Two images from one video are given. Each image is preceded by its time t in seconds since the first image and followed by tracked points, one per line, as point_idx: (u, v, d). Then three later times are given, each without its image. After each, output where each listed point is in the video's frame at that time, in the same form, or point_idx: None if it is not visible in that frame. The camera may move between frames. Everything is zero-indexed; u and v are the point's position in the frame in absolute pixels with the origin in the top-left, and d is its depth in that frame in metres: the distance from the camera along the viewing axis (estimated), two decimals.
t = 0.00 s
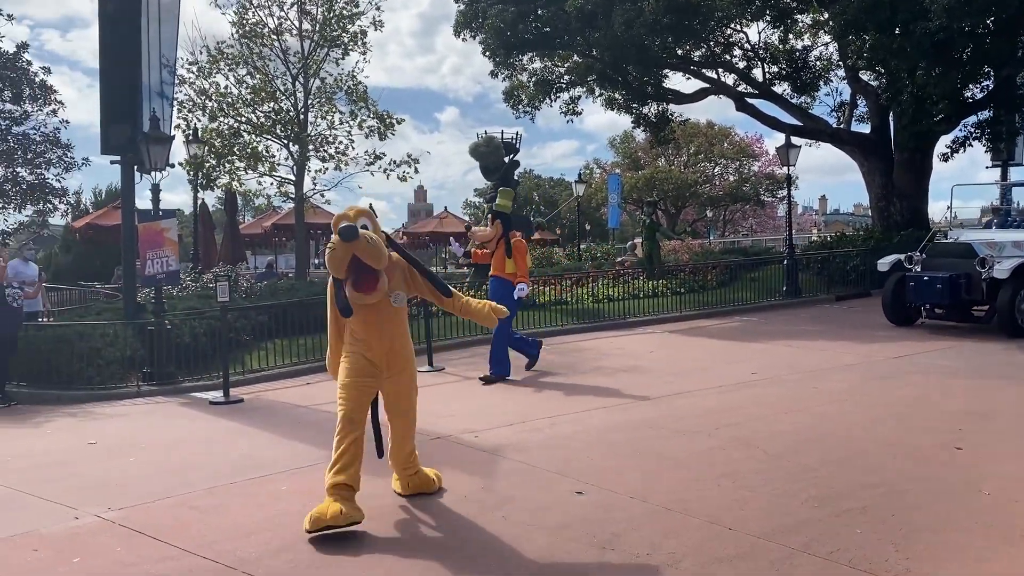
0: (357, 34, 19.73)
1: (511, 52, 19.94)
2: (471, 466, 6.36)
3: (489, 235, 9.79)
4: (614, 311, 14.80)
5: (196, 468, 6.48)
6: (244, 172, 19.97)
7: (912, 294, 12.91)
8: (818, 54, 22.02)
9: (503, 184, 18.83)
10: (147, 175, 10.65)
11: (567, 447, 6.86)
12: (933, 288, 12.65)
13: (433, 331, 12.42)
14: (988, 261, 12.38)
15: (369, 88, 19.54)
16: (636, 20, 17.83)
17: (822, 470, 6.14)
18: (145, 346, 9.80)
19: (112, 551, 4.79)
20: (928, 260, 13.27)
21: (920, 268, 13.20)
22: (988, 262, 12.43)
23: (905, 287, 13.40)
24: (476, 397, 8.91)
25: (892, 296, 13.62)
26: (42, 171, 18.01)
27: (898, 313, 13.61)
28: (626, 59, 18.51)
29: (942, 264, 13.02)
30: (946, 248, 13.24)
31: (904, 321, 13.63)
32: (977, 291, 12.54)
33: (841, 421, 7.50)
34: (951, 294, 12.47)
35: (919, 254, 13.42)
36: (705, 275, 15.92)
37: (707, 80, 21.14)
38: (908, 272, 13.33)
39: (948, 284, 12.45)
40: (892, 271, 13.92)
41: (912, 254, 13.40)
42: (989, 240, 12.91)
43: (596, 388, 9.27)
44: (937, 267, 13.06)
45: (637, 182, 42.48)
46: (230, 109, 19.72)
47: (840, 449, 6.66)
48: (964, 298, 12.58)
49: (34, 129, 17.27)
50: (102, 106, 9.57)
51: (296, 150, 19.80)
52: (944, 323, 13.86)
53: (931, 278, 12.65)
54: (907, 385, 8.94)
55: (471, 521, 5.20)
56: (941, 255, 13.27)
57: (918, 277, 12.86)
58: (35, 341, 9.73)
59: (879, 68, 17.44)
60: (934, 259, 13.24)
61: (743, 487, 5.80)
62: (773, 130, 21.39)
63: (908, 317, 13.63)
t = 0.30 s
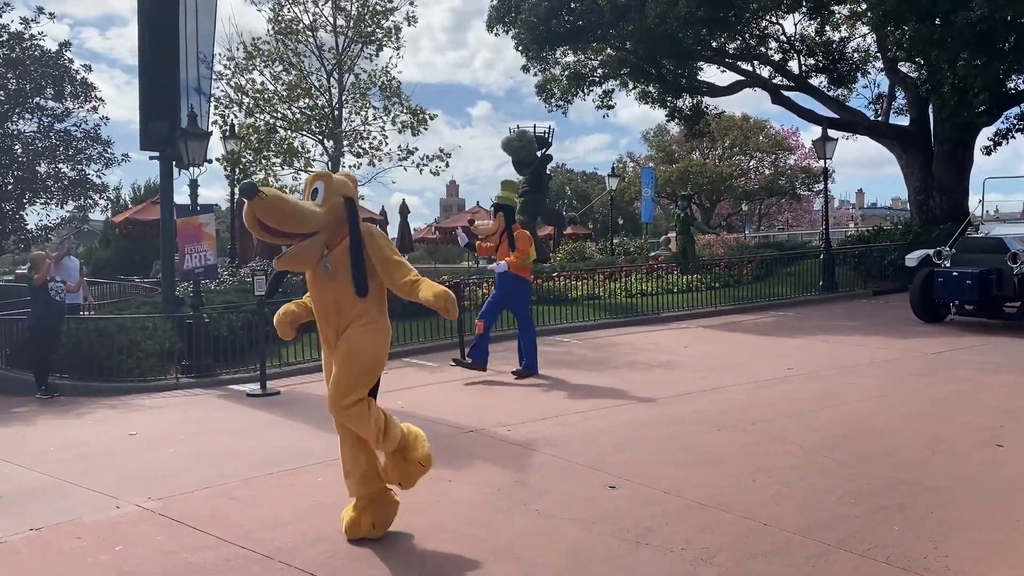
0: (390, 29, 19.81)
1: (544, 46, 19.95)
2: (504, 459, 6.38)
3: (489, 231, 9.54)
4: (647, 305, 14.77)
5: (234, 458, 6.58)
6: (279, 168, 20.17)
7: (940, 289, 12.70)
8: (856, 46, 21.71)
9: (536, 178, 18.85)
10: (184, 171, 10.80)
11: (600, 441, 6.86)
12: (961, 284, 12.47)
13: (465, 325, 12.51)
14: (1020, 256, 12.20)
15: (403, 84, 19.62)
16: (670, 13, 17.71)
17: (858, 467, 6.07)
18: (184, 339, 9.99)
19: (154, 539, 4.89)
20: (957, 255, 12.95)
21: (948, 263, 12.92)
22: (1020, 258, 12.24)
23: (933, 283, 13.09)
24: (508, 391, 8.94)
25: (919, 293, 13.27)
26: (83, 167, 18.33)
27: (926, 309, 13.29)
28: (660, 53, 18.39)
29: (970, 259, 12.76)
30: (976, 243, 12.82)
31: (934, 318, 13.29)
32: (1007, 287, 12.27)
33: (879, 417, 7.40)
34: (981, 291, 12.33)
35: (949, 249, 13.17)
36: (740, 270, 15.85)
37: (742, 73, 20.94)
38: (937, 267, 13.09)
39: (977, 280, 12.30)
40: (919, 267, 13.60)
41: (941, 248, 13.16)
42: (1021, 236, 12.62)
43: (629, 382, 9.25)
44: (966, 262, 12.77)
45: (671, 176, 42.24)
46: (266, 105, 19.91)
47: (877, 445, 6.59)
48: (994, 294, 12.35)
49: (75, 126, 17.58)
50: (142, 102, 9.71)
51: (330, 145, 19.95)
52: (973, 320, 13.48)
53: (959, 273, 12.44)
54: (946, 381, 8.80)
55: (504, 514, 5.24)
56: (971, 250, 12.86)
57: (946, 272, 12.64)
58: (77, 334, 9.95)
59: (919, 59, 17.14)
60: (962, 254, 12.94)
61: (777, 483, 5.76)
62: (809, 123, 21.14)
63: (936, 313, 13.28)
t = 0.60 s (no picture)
0: (422, 25, 19.85)
1: (575, 40, 19.89)
2: (534, 453, 6.39)
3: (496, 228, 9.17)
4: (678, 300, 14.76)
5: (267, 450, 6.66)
6: (312, 163, 20.33)
7: (966, 285, 12.43)
8: (892, 37, 21.38)
9: (568, 173, 18.80)
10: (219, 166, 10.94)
11: (631, 436, 6.84)
12: (987, 279, 12.16)
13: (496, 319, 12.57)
14: None
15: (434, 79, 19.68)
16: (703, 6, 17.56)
17: (893, 464, 5.99)
18: (219, 332, 10.12)
19: (189, 529, 4.97)
20: (985, 250, 12.77)
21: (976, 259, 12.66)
22: None
23: (961, 279, 12.83)
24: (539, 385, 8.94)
25: (945, 290, 13.02)
26: (120, 162, 18.65)
27: (953, 307, 12.99)
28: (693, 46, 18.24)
29: (997, 256, 12.52)
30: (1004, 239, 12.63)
31: (960, 314, 12.96)
32: None
33: (914, 414, 7.30)
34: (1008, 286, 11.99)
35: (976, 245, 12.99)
36: (773, 265, 15.81)
37: (775, 66, 20.72)
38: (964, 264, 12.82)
39: (1004, 274, 11.96)
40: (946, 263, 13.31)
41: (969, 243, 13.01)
42: None
43: (660, 377, 9.21)
44: (994, 258, 12.53)
45: (703, 170, 41.91)
46: (299, 101, 20.08)
47: (913, 442, 6.50)
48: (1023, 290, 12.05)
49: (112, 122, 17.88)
50: (179, 98, 9.82)
51: (362, 141, 20.07)
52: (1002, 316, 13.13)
53: (986, 269, 12.13)
54: (985, 378, 8.65)
55: (534, 507, 5.25)
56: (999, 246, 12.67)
57: (973, 268, 12.36)
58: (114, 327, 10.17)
59: (957, 50, 16.83)
60: (990, 249, 12.76)
61: (810, 479, 5.71)
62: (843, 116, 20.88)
63: (964, 310, 12.97)
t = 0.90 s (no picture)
0: (450, 21, 19.90)
1: (602, 35, 19.80)
2: (562, 449, 6.39)
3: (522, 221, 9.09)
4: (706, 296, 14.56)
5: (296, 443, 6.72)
6: (341, 160, 20.46)
7: (988, 281, 12.20)
8: (925, 29, 21.07)
9: (595, 168, 18.72)
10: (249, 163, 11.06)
11: (658, 432, 6.82)
12: (1010, 276, 11.96)
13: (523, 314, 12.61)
14: None
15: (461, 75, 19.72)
16: None
17: (926, 462, 5.92)
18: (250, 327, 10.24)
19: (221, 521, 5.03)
20: (1007, 246, 12.44)
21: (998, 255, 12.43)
22: None
23: (982, 276, 12.60)
24: (566, 381, 8.94)
25: (966, 287, 12.78)
26: (152, 159, 18.88)
27: (973, 304, 12.75)
28: (722, 39, 18.10)
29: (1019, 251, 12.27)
30: None
31: (980, 311, 12.71)
32: None
33: (947, 411, 7.21)
34: None
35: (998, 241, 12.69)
36: (802, 260, 15.71)
37: (806, 60, 20.51)
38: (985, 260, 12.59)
39: None
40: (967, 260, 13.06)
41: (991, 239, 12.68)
42: None
43: (688, 374, 9.17)
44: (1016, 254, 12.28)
45: (732, 165, 41.54)
46: (328, 97, 20.20)
47: (946, 439, 6.42)
48: None
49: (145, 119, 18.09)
50: (209, 96, 9.89)
51: (390, 137, 20.16)
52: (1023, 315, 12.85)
53: (1009, 267, 11.95)
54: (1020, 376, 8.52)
55: (562, 503, 5.25)
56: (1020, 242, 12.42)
57: (995, 265, 12.16)
58: (146, 321, 10.33)
59: (991, 42, 16.55)
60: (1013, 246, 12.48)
61: (841, 476, 5.66)
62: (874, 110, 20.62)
63: (985, 308, 12.72)
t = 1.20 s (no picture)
0: (473, 18, 19.90)
1: (626, 31, 19.77)
2: (585, 445, 6.39)
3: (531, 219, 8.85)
4: (731, 293, 14.50)
5: (321, 438, 6.78)
6: (364, 157, 20.55)
7: (1005, 280, 11.93)
8: (954, 23, 20.78)
9: (617, 163, 18.59)
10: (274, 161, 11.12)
11: (681, 429, 6.80)
12: None
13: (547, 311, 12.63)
14: None
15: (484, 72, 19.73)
16: None
17: (953, 460, 5.86)
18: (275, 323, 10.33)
19: (247, 515, 5.08)
20: None
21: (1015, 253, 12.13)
22: None
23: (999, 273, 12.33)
24: (589, 377, 8.93)
25: (983, 286, 12.53)
26: (179, 157, 19.08)
27: (990, 303, 12.50)
28: (746, 34, 17.96)
29: None
30: None
31: (998, 310, 12.45)
32: None
33: (975, 409, 7.12)
34: None
35: (1015, 238, 12.31)
36: (828, 257, 15.58)
37: (831, 54, 20.32)
38: (1002, 257, 12.29)
39: None
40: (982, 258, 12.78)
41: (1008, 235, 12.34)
42: None
43: (711, 371, 9.13)
44: None
45: (756, 160, 41.24)
46: (351, 95, 20.27)
47: (974, 437, 6.34)
48: None
49: (171, 118, 18.27)
50: (234, 95, 9.76)
51: (413, 135, 20.20)
52: None
53: None
54: None
55: (585, 499, 5.26)
56: None
57: (1011, 263, 11.89)
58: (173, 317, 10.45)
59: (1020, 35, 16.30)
60: None
61: (866, 474, 5.61)
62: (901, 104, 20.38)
63: (1002, 306, 12.46)
